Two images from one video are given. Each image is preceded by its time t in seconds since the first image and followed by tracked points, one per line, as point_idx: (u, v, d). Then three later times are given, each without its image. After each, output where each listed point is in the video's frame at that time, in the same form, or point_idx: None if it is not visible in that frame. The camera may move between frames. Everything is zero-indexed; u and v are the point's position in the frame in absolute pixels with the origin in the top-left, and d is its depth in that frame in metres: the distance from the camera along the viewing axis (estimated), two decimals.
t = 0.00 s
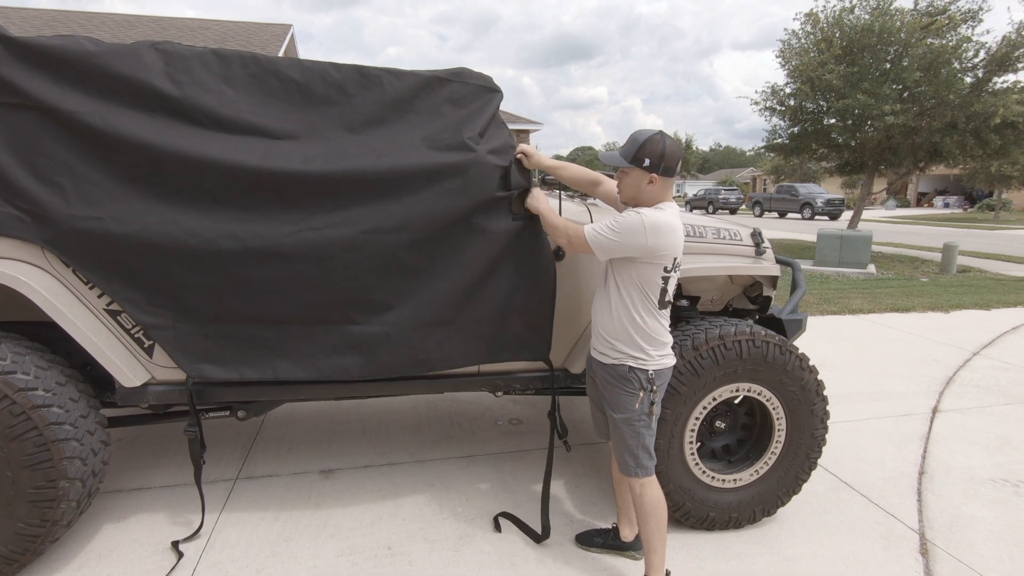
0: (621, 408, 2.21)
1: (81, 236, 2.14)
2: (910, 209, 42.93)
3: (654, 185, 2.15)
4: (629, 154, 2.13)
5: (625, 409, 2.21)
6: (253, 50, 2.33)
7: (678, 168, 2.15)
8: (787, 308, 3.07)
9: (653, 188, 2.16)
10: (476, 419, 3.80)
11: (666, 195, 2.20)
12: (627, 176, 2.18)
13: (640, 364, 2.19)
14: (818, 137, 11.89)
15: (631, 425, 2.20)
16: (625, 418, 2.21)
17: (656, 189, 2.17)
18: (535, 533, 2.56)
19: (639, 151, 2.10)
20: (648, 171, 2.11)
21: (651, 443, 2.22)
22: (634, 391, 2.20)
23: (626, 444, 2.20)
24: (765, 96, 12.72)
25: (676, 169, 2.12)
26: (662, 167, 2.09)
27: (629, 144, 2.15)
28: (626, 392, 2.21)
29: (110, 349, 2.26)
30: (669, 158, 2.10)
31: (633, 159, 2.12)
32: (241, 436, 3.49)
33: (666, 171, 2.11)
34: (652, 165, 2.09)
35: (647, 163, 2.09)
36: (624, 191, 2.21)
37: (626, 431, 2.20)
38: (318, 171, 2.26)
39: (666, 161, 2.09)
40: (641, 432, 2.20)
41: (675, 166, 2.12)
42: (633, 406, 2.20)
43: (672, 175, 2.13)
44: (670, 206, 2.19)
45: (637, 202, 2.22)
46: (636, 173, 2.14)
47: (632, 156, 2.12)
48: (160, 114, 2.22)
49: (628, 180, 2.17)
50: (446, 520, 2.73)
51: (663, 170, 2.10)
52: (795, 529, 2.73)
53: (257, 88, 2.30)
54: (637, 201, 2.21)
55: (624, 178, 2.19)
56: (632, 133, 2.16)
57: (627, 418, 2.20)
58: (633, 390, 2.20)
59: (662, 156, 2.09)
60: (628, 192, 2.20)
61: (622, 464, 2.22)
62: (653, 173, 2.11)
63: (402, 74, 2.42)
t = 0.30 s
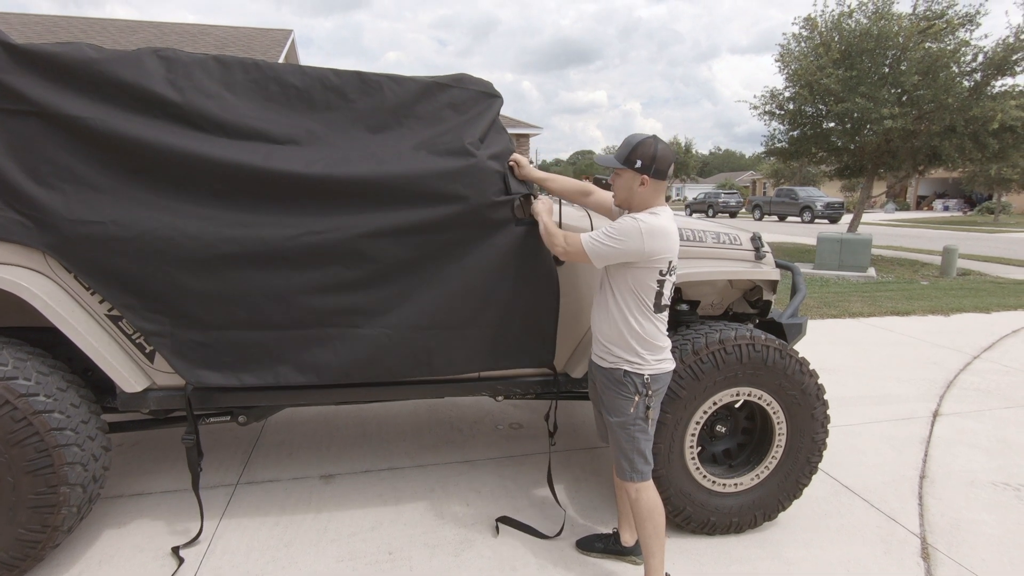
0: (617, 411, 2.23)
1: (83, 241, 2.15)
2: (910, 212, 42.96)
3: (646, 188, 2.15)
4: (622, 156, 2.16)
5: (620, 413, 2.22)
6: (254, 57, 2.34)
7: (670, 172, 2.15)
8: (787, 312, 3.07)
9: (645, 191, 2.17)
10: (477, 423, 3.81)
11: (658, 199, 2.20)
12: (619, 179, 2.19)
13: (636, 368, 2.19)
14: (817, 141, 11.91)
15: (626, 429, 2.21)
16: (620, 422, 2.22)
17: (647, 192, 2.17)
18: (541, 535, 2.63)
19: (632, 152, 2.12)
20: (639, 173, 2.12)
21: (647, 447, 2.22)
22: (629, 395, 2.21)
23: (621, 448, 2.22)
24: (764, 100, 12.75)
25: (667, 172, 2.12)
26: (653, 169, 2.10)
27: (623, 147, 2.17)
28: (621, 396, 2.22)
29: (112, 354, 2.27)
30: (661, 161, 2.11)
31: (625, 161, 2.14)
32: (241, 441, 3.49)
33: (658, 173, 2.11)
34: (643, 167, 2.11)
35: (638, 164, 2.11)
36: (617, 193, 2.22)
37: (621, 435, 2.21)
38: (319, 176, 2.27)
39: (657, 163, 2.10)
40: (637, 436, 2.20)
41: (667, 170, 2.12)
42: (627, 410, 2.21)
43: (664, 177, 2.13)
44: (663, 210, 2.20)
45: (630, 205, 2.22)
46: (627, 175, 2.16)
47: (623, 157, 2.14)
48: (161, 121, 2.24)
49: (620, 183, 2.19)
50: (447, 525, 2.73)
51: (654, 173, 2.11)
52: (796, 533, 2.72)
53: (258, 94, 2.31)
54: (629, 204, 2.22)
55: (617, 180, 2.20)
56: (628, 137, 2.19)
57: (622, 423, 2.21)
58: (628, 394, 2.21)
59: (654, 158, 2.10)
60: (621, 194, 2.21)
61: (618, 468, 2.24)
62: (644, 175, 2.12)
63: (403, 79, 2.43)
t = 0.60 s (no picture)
0: (612, 414, 2.22)
1: (85, 245, 2.15)
2: (911, 215, 42.94)
3: (642, 190, 2.15)
4: (618, 159, 2.16)
5: (616, 416, 2.21)
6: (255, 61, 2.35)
7: (666, 174, 2.16)
8: (788, 315, 3.06)
9: (641, 193, 2.16)
10: (477, 427, 3.80)
11: (654, 202, 2.20)
12: (615, 183, 2.20)
13: (631, 372, 2.19)
14: (818, 144, 11.91)
15: (621, 433, 2.20)
16: (615, 425, 2.21)
17: (643, 195, 2.17)
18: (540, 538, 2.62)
19: (628, 155, 2.12)
20: (635, 176, 2.12)
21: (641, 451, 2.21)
22: (624, 399, 2.20)
23: (615, 451, 2.21)
24: (764, 104, 12.77)
25: (663, 175, 2.13)
26: (649, 171, 2.11)
27: (618, 151, 2.18)
28: (616, 400, 2.21)
29: (112, 359, 2.27)
30: (656, 163, 2.11)
31: (621, 164, 2.14)
32: (241, 445, 3.48)
33: (653, 176, 2.12)
34: (639, 169, 2.11)
35: (633, 167, 2.11)
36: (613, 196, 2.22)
37: (615, 438, 2.21)
38: (319, 180, 2.27)
39: (652, 166, 2.11)
40: (631, 440, 2.20)
41: (663, 172, 2.13)
42: (623, 413, 2.20)
43: (659, 180, 2.14)
44: (659, 214, 2.20)
45: (627, 208, 2.21)
46: (624, 178, 2.16)
47: (620, 160, 2.14)
48: (163, 125, 2.24)
49: (616, 187, 2.19)
50: (447, 530, 2.72)
51: (650, 175, 2.11)
52: (798, 537, 2.71)
53: (259, 98, 2.31)
54: (626, 207, 2.22)
55: (613, 184, 2.20)
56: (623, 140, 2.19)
57: (616, 426, 2.21)
58: (623, 398, 2.20)
59: (649, 160, 2.10)
60: (617, 197, 2.21)
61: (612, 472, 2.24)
62: (640, 177, 2.12)
63: (404, 83, 2.43)
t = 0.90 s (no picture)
0: (599, 415, 2.22)
1: (85, 249, 2.15)
2: (911, 216, 42.94)
3: (634, 192, 2.15)
4: (611, 161, 2.16)
5: (604, 417, 2.20)
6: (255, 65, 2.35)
7: (658, 176, 2.16)
8: (789, 317, 3.06)
9: (634, 195, 2.17)
10: (477, 430, 3.79)
11: (646, 205, 2.20)
12: (607, 185, 2.19)
13: (626, 376, 2.19)
14: (818, 146, 11.92)
15: (606, 434, 2.20)
16: (602, 426, 2.20)
17: (636, 196, 2.17)
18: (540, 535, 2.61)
19: (621, 157, 2.12)
20: (629, 178, 2.13)
21: (625, 454, 2.20)
22: (616, 402, 2.20)
23: (598, 452, 2.21)
24: (764, 106, 12.78)
25: (655, 176, 2.14)
26: (642, 173, 2.11)
27: (611, 153, 2.18)
28: (608, 402, 2.21)
29: (112, 362, 2.26)
30: (649, 165, 2.12)
31: (614, 166, 2.15)
32: (241, 448, 3.48)
33: (646, 177, 2.13)
34: (632, 171, 2.11)
35: (627, 169, 2.11)
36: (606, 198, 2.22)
37: (600, 439, 2.20)
38: (319, 184, 2.27)
39: (645, 168, 2.11)
40: (616, 442, 2.19)
41: (656, 175, 2.13)
42: (612, 415, 2.20)
43: (652, 181, 2.15)
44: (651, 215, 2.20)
45: (620, 209, 2.22)
46: (617, 179, 2.16)
47: (613, 162, 2.14)
48: (163, 130, 2.24)
49: (609, 189, 2.18)
50: (447, 533, 2.72)
51: (643, 176, 2.12)
52: (799, 540, 2.70)
53: (258, 102, 2.31)
54: (619, 209, 2.22)
55: (605, 186, 2.20)
56: (616, 143, 2.20)
57: (602, 428, 2.20)
58: (615, 401, 2.20)
59: (642, 162, 2.11)
60: (610, 198, 2.20)
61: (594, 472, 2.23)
62: (633, 179, 2.13)
63: (403, 87, 2.44)
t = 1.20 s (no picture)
0: (603, 414, 2.21)
1: (86, 249, 2.15)
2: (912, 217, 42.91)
3: (624, 188, 2.15)
4: (601, 157, 2.16)
5: (607, 416, 2.20)
6: (255, 66, 2.35)
7: (648, 173, 2.15)
8: (790, 317, 3.06)
9: (624, 192, 2.17)
10: (478, 431, 3.79)
11: (636, 200, 2.21)
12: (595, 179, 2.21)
13: (625, 370, 2.18)
14: (818, 146, 11.91)
15: (610, 433, 2.19)
16: (606, 425, 2.19)
17: (626, 193, 2.17)
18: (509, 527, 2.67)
19: (612, 152, 2.13)
20: (619, 174, 2.13)
21: (631, 452, 2.18)
22: (617, 398, 2.19)
23: (605, 452, 2.20)
24: (764, 106, 12.77)
25: (645, 174, 2.12)
26: (632, 170, 2.10)
27: (601, 148, 2.19)
28: (609, 400, 2.20)
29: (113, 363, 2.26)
30: (639, 162, 2.11)
31: (604, 161, 2.15)
32: (241, 449, 3.48)
33: (636, 175, 2.11)
34: (622, 168, 2.11)
35: (617, 165, 2.11)
36: (597, 194, 2.23)
37: (605, 439, 2.19)
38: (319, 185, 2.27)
39: (635, 165, 2.10)
40: (621, 440, 2.17)
41: (646, 172, 2.12)
42: (615, 413, 2.18)
43: (641, 179, 2.13)
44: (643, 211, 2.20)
45: (610, 205, 2.23)
46: (607, 175, 2.16)
47: (603, 157, 2.15)
48: (163, 131, 2.24)
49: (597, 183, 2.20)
50: (448, 533, 2.72)
51: (632, 173, 2.11)
52: (800, 540, 2.70)
53: (258, 103, 2.31)
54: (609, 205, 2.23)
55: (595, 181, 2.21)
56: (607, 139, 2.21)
57: (606, 427, 2.20)
58: (615, 397, 2.19)
59: (632, 159, 2.10)
60: (601, 194, 2.22)
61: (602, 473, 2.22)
62: (622, 175, 2.12)
63: (403, 87, 2.43)
